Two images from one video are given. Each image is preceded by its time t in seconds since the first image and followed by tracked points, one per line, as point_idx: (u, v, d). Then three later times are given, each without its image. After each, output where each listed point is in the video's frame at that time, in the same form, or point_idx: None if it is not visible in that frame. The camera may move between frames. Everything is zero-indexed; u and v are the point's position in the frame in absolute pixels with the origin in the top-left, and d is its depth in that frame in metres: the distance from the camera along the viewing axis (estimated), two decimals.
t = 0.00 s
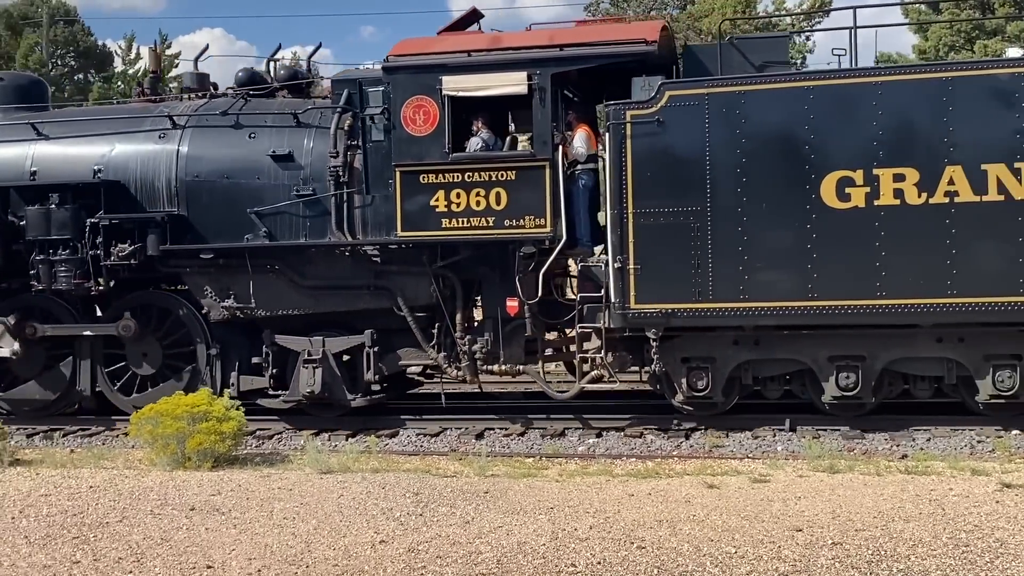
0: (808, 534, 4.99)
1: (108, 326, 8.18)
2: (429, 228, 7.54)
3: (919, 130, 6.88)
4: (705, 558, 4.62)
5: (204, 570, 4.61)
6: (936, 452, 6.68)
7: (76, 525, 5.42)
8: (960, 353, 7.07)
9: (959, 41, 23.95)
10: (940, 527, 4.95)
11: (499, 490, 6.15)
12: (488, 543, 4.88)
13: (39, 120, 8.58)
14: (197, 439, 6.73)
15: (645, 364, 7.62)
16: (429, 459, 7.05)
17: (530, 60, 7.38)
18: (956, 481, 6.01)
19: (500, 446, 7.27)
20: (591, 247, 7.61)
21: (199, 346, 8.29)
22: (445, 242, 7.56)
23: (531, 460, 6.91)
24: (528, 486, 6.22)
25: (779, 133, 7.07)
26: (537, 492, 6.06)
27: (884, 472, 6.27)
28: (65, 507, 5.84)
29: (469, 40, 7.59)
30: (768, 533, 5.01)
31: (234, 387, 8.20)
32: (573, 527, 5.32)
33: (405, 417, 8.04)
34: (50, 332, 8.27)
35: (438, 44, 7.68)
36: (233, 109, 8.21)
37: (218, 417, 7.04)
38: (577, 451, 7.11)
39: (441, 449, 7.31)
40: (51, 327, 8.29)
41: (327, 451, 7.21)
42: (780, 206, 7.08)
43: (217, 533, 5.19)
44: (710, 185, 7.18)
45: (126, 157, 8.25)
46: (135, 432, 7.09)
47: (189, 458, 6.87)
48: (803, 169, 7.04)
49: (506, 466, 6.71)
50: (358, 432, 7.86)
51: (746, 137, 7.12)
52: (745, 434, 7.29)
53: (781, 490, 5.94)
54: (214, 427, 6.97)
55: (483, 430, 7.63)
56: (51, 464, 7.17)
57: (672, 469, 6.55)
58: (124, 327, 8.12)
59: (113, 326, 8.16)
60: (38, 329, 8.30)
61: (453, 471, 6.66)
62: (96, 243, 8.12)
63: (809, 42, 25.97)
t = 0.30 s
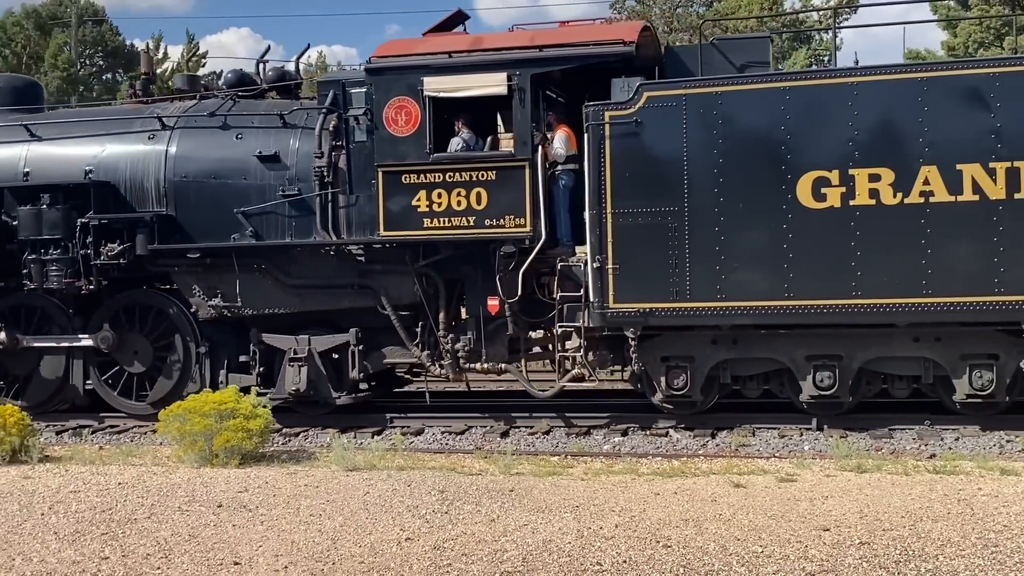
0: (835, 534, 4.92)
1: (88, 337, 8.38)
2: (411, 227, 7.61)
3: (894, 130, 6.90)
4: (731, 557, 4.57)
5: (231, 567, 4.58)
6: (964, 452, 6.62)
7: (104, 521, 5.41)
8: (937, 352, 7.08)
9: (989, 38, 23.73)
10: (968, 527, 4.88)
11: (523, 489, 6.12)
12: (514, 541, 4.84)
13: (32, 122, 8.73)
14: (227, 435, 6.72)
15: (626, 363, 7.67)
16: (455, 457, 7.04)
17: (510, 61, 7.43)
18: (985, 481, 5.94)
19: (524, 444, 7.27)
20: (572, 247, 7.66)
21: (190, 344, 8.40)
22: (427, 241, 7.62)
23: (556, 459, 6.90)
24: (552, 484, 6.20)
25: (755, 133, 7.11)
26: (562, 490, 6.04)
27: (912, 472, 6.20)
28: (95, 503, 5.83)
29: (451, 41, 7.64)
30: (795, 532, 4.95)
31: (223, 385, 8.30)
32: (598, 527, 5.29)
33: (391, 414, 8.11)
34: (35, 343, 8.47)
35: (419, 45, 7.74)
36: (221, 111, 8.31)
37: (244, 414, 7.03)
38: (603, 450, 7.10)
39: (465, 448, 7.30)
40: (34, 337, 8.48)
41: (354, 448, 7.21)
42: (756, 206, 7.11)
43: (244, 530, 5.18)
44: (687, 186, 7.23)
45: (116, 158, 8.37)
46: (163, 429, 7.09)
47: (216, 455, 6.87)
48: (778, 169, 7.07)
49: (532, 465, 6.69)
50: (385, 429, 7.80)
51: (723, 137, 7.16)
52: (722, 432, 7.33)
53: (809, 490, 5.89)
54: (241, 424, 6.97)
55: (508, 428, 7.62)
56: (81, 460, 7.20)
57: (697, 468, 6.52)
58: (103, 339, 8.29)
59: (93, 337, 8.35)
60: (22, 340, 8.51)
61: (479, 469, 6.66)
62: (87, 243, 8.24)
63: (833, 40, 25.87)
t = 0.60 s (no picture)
0: (863, 534, 4.86)
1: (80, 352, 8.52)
2: (395, 226, 7.68)
3: (871, 131, 6.92)
4: (759, 556, 4.52)
5: (259, 565, 4.57)
6: (993, 451, 6.55)
7: (133, 517, 5.42)
8: (916, 351, 7.09)
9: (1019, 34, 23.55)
10: (999, 528, 4.81)
11: (550, 487, 6.08)
12: (539, 539, 4.82)
13: (27, 123, 8.87)
14: (251, 432, 6.68)
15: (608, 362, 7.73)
16: (481, 455, 7.03)
17: (491, 62, 7.49)
18: (1015, 481, 5.86)
19: (550, 442, 7.26)
20: (555, 247, 7.71)
21: (182, 341, 8.51)
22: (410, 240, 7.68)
23: (582, 457, 6.90)
24: (579, 483, 6.17)
25: (734, 134, 7.14)
26: (587, 489, 6.01)
27: (940, 472, 6.14)
28: (124, 498, 5.80)
29: (435, 42, 7.71)
30: (822, 532, 4.88)
31: (213, 382, 8.41)
32: (624, 525, 5.23)
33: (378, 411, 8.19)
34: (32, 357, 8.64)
35: (404, 46, 7.81)
36: (211, 111, 8.41)
37: (272, 411, 6.99)
38: (628, 448, 7.09)
39: (491, 446, 7.30)
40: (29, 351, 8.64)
41: (380, 445, 7.18)
42: (734, 206, 7.15)
43: (272, 526, 5.17)
44: (666, 186, 7.27)
45: (108, 159, 8.49)
46: (191, 427, 7.10)
47: (243, 452, 6.84)
48: (756, 169, 7.10)
49: (558, 463, 6.68)
50: (410, 426, 7.81)
51: (702, 138, 7.19)
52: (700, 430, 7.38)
53: (836, 489, 5.84)
54: (268, 420, 6.94)
55: (534, 426, 7.64)
56: (109, 456, 7.23)
57: (724, 467, 6.49)
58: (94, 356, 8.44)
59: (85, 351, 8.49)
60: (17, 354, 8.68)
61: (505, 467, 6.65)
62: (79, 242, 8.36)
63: (860, 36, 25.72)
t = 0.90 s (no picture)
0: (893, 533, 4.79)
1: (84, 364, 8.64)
2: (382, 225, 7.75)
3: (849, 130, 6.94)
4: (788, 555, 4.45)
5: (286, 558, 4.54)
6: None
7: (162, 512, 5.41)
8: (894, 350, 7.14)
9: None
10: None
11: (577, 484, 6.05)
12: (566, 536, 4.76)
13: (25, 123, 9.01)
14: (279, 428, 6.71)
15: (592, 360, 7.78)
16: (508, 452, 7.05)
17: (475, 62, 7.56)
18: None
19: (577, 440, 7.29)
20: (540, 246, 7.76)
21: (176, 338, 8.63)
22: (396, 238, 7.76)
23: (609, 455, 6.91)
24: (605, 480, 6.13)
25: (714, 133, 7.18)
26: (614, 487, 5.96)
27: (971, 471, 6.09)
28: (152, 495, 5.75)
29: (422, 43, 7.78)
30: (851, 531, 4.82)
31: (207, 378, 8.53)
32: (651, 523, 5.17)
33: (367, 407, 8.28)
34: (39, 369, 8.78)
35: (391, 46, 7.89)
36: (204, 112, 8.53)
37: (300, 408, 7.02)
38: (655, 446, 7.10)
39: (518, 443, 7.32)
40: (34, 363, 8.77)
41: (408, 441, 7.18)
42: (714, 205, 7.19)
43: (299, 521, 5.14)
44: (648, 185, 7.32)
45: (103, 158, 8.63)
46: (220, 423, 7.14)
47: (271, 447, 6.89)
48: (736, 169, 7.14)
49: (585, 461, 6.68)
50: (437, 423, 7.80)
51: (683, 137, 7.24)
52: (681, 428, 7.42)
53: (866, 489, 5.76)
54: (296, 417, 6.97)
55: (562, 425, 7.66)
56: (139, 452, 7.28)
57: (752, 466, 6.46)
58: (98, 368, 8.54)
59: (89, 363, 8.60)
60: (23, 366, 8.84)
61: (531, 464, 6.64)
62: (74, 240, 8.50)
63: (891, 31, 25.47)
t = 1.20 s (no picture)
0: (926, 533, 4.77)
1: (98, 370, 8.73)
2: (372, 224, 7.85)
3: (830, 130, 6.97)
4: (818, 556, 4.43)
5: (315, 555, 4.56)
6: None
7: (193, 509, 5.47)
8: (877, 349, 7.17)
9: None
10: None
11: (606, 482, 6.06)
12: (594, 535, 4.77)
13: (27, 125, 9.19)
14: (311, 426, 6.75)
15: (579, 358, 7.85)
16: (537, 450, 7.08)
17: (462, 62, 7.64)
18: None
19: (606, 438, 7.31)
20: (528, 246, 7.83)
21: (174, 337, 8.76)
22: (385, 237, 7.85)
23: (639, 454, 6.93)
24: (634, 480, 6.13)
25: (698, 136, 7.23)
26: (643, 486, 5.95)
27: (1004, 472, 6.05)
28: (184, 490, 5.78)
29: (411, 44, 7.87)
30: (883, 531, 4.80)
31: (204, 375, 8.66)
32: (681, 523, 5.15)
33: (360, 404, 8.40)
34: (54, 373, 8.89)
35: (381, 47, 7.99)
36: (200, 112, 8.66)
37: (330, 405, 7.04)
38: (685, 445, 7.11)
39: (546, 441, 7.34)
40: (47, 369, 8.87)
41: (437, 439, 7.20)
42: (697, 206, 7.25)
43: (329, 518, 5.16)
44: (632, 185, 7.37)
45: (103, 159, 8.78)
46: (251, 420, 7.18)
47: (302, 444, 6.92)
48: (719, 169, 7.19)
49: (614, 459, 6.69)
50: (467, 421, 7.81)
51: (667, 138, 7.29)
52: (665, 426, 7.50)
53: (898, 489, 5.73)
54: (326, 414, 6.99)
55: (590, 422, 7.70)
56: (171, 449, 7.35)
57: (782, 465, 6.45)
58: (112, 372, 8.64)
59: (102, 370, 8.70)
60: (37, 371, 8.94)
61: (560, 463, 6.64)
62: (74, 239, 8.66)
63: (923, 27, 25.25)
